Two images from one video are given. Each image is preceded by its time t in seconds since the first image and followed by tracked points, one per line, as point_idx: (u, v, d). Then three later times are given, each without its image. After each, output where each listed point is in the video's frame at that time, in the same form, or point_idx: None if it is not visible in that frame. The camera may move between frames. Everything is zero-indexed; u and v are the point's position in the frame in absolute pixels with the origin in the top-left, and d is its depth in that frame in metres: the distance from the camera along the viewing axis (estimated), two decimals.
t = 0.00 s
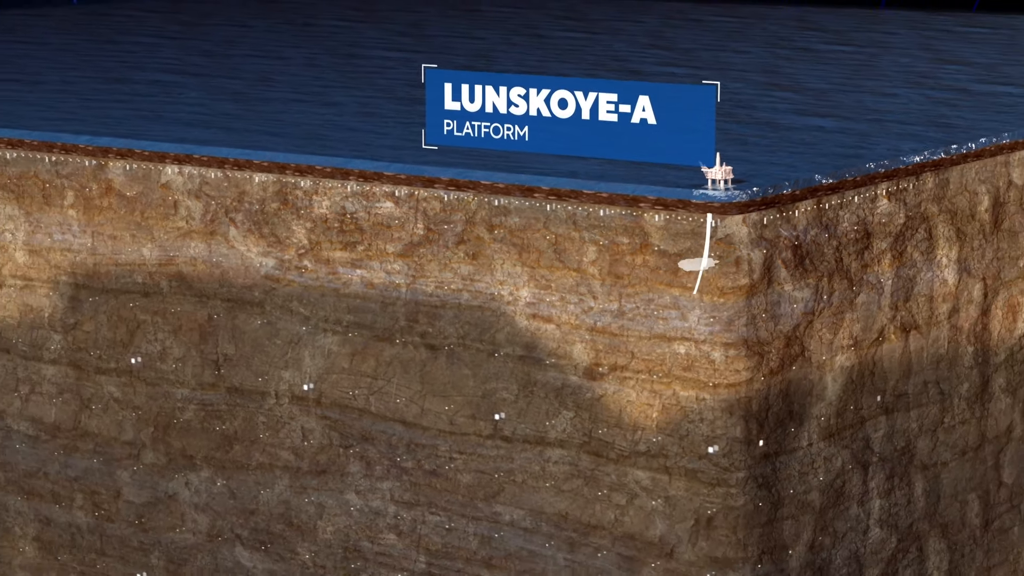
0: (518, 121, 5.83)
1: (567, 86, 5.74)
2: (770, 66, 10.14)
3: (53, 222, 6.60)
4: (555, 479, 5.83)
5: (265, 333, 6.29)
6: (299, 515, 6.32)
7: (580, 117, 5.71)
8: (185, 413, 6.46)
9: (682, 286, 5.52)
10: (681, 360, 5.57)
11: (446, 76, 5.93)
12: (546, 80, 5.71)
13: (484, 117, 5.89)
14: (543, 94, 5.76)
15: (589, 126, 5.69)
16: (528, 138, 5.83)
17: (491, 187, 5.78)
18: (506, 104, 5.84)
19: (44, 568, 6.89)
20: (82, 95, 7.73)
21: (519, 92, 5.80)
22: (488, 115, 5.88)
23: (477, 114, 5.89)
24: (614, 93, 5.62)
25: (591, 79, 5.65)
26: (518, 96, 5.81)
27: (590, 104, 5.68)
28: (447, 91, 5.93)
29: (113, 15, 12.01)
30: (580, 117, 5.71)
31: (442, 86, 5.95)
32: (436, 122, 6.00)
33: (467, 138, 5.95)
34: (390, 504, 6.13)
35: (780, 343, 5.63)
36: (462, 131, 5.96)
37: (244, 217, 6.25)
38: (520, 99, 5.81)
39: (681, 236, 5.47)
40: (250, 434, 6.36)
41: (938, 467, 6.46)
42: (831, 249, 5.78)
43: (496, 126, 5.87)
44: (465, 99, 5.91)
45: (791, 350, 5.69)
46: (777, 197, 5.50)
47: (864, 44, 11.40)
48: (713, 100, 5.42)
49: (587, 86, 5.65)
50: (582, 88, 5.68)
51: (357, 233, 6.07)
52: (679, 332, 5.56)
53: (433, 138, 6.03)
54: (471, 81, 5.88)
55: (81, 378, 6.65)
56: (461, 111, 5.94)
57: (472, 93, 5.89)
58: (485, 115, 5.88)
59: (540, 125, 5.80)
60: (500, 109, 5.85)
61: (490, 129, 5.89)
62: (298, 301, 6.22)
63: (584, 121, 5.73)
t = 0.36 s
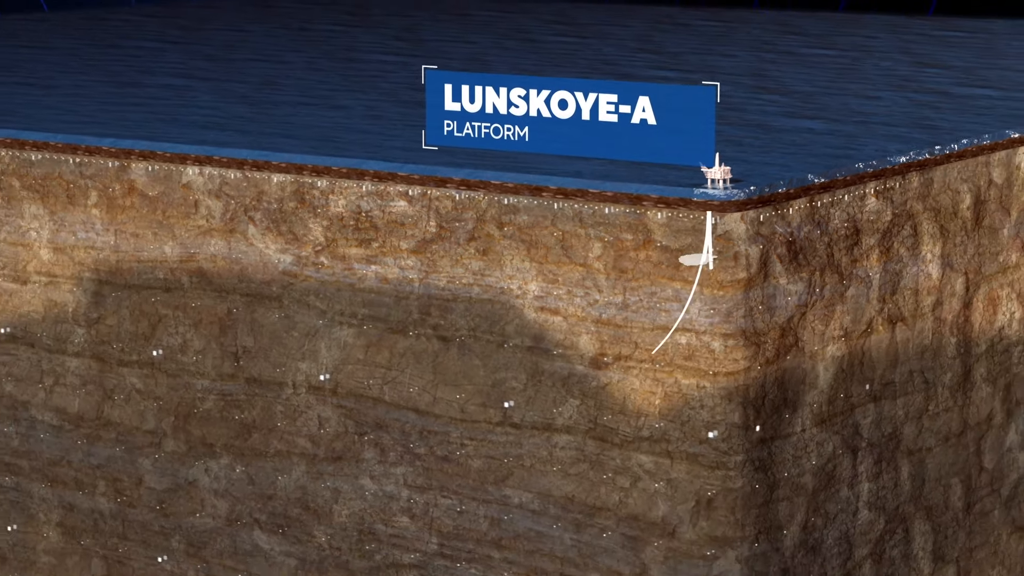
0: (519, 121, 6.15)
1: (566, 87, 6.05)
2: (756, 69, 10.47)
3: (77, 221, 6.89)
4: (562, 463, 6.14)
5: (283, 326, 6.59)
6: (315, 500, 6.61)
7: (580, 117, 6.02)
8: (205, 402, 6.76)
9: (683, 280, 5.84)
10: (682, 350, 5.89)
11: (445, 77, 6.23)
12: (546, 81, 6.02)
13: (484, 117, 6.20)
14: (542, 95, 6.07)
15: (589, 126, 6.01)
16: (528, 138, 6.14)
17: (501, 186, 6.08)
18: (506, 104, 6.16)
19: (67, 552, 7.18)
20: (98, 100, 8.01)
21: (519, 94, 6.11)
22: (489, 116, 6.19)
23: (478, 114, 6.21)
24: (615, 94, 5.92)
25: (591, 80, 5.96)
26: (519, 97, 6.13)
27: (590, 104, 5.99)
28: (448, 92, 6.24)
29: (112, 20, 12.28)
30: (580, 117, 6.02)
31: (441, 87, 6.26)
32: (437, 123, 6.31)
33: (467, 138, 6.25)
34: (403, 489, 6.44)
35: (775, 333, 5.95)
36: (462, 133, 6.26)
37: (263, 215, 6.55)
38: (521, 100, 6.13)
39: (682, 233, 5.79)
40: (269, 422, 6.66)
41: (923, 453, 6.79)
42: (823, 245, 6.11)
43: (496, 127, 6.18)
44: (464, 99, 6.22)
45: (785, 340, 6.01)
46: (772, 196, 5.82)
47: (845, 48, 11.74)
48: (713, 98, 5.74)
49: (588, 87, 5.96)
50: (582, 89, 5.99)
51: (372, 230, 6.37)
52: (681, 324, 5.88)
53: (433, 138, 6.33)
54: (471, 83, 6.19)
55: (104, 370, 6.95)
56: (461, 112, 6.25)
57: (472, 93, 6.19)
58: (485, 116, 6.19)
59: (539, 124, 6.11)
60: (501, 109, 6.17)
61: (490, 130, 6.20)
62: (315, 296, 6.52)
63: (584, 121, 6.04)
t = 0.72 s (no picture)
0: (518, 121, 6.43)
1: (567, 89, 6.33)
2: (745, 73, 10.76)
3: (98, 220, 7.15)
4: (568, 451, 6.42)
5: (298, 320, 6.85)
6: (329, 487, 6.88)
7: (581, 117, 6.29)
8: (222, 393, 7.03)
9: (684, 275, 6.13)
10: (681, 342, 6.17)
11: (445, 79, 6.51)
12: (546, 82, 6.30)
13: (484, 118, 6.48)
14: (541, 96, 6.34)
15: (587, 126, 6.28)
16: (527, 138, 6.42)
17: (509, 186, 6.36)
18: (506, 105, 6.44)
19: (87, 539, 7.44)
20: (111, 103, 8.27)
21: (519, 95, 6.39)
22: (489, 116, 6.46)
23: (478, 116, 6.49)
24: (614, 95, 6.20)
25: (591, 81, 6.24)
26: (518, 98, 6.41)
27: (590, 105, 6.26)
28: (449, 93, 6.52)
29: (114, 23, 12.54)
30: (579, 117, 6.30)
31: (442, 88, 6.53)
32: (437, 124, 6.59)
33: (467, 138, 6.53)
34: (415, 475, 6.71)
35: (772, 326, 6.24)
36: (462, 133, 6.54)
37: (279, 214, 6.82)
38: (521, 101, 6.41)
39: (683, 230, 6.08)
40: (284, 413, 6.93)
41: (911, 441, 7.09)
42: (816, 242, 6.40)
43: (496, 127, 6.46)
44: (464, 100, 6.49)
45: (782, 332, 6.30)
46: (769, 195, 6.11)
47: (830, 51, 12.05)
48: (713, 98, 6.00)
49: (588, 88, 6.24)
50: (583, 90, 6.26)
51: (384, 228, 6.64)
52: (682, 318, 6.16)
53: (432, 138, 6.60)
54: (471, 84, 6.47)
55: (123, 363, 7.21)
56: (461, 112, 6.52)
57: (473, 95, 6.47)
58: (485, 117, 6.47)
59: (539, 125, 6.38)
60: (501, 110, 6.45)
61: (490, 130, 6.48)
62: (328, 291, 6.79)
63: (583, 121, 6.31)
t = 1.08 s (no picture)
0: (518, 121, 6.71)
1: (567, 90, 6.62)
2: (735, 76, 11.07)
3: (117, 218, 7.42)
4: (573, 439, 6.72)
5: (312, 314, 7.13)
6: (342, 475, 7.16)
7: (581, 117, 6.58)
8: (239, 385, 7.30)
9: (684, 271, 6.42)
10: (681, 334, 6.46)
11: (445, 79, 6.79)
12: (546, 84, 6.58)
13: (483, 118, 6.76)
14: (541, 97, 6.63)
15: (588, 126, 6.57)
16: (527, 137, 6.70)
17: (516, 185, 6.65)
18: (506, 105, 6.72)
19: (106, 526, 7.72)
20: (125, 106, 8.54)
21: (518, 95, 6.68)
22: (490, 117, 6.75)
23: (478, 116, 6.77)
24: (614, 96, 6.48)
25: (591, 82, 6.52)
26: (518, 98, 6.69)
27: (590, 105, 6.55)
28: (449, 93, 6.80)
29: (116, 28, 12.80)
30: (578, 117, 6.59)
31: (443, 89, 6.82)
32: (438, 125, 6.88)
33: (467, 138, 6.82)
34: (425, 463, 6.99)
35: (768, 320, 6.54)
36: (462, 133, 6.83)
37: (294, 213, 7.10)
38: (521, 102, 6.69)
39: (684, 227, 6.38)
40: (299, 403, 7.21)
41: (900, 429, 7.39)
42: (810, 239, 6.71)
43: (496, 128, 6.75)
44: (464, 101, 6.78)
45: (778, 325, 6.60)
46: (766, 194, 6.41)
47: (817, 55, 12.37)
48: (713, 98, 6.28)
49: (588, 89, 6.52)
50: (583, 91, 6.54)
51: (396, 226, 6.92)
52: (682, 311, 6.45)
53: (432, 139, 6.90)
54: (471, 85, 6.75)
55: (142, 356, 7.49)
56: (462, 112, 6.80)
57: (473, 96, 6.76)
58: (484, 117, 6.76)
59: (539, 125, 6.67)
60: (500, 111, 6.73)
61: (490, 131, 6.76)
62: (342, 287, 7.07)
63: (581, 121, 6.60)
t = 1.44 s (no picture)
0: (518, 121, 7.04)
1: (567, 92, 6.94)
2: (726, 79, 11.41)
3: (138, 217, 7.73)
4: (578, 426, 7.05)
5: (327, 309, 7.45)
6: (356, 462, 7.48)
7: (579, 117, 6.89)
8: (256, 376, 7.62)
9: (685, 266, 6.76)
10: (682, 326, 6.80)
11: (445, 80, 7.13)
12: (547, 85, 6.90)
13: (483, 119, 7.09)
14: (540, 98, 6.95)
15: (590, 127, 6.86)
16: (526, 138, 7.02)
17: (524, 185, 6.98)
18: (505, 106, 7.04)
19: (127, 513, 8.03)
20: (140, 109, 8.85)
21: (518, 96, 6.99)
22: (489, 117, 7.07)
23: (478, 116, 7.10)
24: (613, 96, 6.81)
25: (592, 84, 6.84)
26: (518, 99, 7.00)
27: (590, 106, 6.85)
28: (449, 95, 7.14)
29: (120, 31, 13.10)
30: (577, 118, 6.89)
31: (444, 91, 7.15)
32: (438, 125, 7.22)
33: (467, 138, 7.15)
34: (436, 450, 7.32)
35: (765, 313, 6.87)
36: (461, 133, 7.16)
37: (310, 212, 7.41)
38: (521, 103, 7.01)
39: (684, 223, 6.71)
40: (314, 394, 7.53)
41: (888, 418, 7.74)
42: (804, 236, 7.04)
43: (495, 130, 7.07)
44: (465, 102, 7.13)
45: (774, 318, 6.93)
46: (761, 193, 6.76)
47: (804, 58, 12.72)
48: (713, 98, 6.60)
49: (589, 90, 6.84)
50: (583, 92, 6.86)
51: (408, 224, 7.24)
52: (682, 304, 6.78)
53: (432, 139, 7.24)
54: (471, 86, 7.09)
55: (162, 349, 7.80)
56: (462, 113, 7.14)
57: (474, 96, 7.10)
58: (484, 117, 7.08)
59: (537, 126, 6.98)
60: (500, 112, 7.06)
61: (490, 132, 7.08)
62: (356, 282, 7.38)
63: (582, 122, 6.90)
